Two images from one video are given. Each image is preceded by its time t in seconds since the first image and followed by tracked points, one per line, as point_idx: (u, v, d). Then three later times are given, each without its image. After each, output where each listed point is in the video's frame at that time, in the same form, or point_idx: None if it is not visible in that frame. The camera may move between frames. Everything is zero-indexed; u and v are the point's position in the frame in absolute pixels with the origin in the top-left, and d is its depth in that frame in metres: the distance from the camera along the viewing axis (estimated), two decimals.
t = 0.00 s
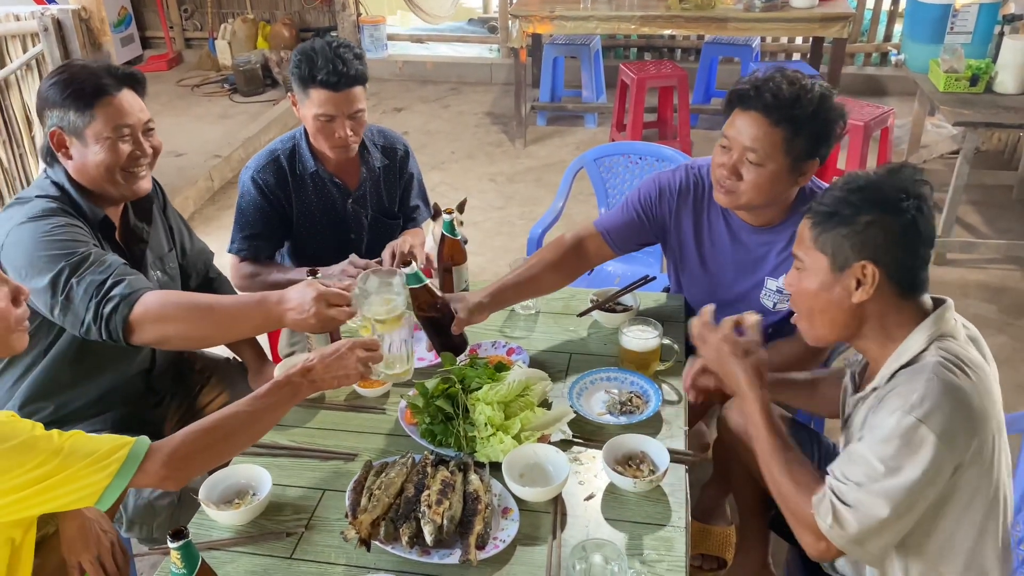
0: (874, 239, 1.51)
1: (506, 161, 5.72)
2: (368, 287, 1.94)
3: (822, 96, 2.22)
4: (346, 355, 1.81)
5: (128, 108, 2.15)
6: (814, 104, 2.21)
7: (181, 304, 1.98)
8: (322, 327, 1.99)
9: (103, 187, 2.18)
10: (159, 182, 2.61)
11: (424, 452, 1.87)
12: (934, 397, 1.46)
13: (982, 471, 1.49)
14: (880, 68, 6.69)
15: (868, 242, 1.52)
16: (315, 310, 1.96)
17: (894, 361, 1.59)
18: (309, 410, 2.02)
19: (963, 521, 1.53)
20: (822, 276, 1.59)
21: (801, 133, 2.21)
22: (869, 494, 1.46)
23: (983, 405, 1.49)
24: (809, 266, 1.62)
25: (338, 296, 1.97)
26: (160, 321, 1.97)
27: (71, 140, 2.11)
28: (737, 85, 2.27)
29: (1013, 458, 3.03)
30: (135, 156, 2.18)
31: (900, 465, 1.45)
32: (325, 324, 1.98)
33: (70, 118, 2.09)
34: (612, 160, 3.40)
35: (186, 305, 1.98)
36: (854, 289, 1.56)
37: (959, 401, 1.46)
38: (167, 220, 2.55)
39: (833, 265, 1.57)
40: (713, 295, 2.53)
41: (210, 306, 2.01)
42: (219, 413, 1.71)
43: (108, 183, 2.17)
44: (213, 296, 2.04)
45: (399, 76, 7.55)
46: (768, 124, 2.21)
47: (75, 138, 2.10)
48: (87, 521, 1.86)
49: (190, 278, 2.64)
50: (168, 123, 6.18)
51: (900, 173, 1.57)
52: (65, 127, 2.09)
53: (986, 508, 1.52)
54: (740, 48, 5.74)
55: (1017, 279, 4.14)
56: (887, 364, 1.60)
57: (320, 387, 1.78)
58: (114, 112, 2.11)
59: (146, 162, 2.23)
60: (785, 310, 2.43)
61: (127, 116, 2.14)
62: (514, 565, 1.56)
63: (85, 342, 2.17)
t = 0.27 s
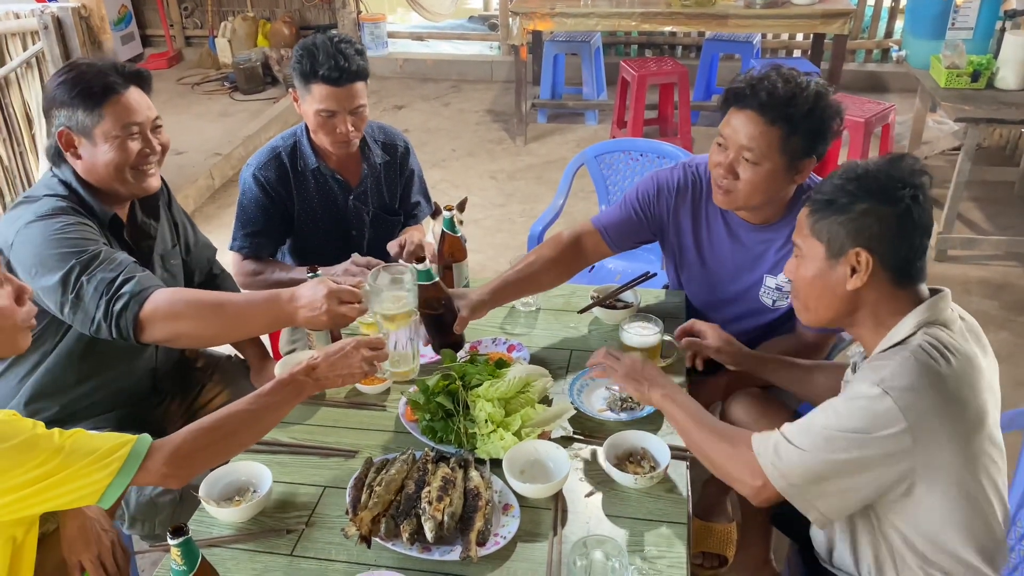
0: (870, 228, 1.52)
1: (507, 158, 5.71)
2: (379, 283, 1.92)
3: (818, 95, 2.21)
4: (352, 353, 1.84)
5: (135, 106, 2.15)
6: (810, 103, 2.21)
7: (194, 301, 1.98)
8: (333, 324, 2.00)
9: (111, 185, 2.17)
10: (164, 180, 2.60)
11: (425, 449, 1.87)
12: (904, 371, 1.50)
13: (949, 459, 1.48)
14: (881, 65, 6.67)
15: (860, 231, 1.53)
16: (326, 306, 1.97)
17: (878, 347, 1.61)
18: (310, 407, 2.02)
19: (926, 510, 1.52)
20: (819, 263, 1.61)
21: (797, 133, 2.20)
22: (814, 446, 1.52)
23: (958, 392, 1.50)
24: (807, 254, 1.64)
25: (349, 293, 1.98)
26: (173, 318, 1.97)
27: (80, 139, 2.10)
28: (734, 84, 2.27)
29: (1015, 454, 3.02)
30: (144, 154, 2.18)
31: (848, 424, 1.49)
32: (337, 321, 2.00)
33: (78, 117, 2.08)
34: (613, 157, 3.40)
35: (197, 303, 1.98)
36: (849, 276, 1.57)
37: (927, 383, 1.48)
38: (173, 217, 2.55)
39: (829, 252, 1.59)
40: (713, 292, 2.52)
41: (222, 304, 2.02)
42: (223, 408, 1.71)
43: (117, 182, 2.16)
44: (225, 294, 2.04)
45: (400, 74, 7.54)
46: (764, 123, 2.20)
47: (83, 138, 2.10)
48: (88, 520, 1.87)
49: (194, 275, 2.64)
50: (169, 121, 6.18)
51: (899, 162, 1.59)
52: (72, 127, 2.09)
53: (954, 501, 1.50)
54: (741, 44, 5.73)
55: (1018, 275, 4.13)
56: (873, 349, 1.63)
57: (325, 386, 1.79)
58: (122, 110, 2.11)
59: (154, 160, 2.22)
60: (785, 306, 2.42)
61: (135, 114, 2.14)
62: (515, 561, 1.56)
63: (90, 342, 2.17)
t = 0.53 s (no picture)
0: (880, 225, 1.52)
1: (508, 156, 5.70)
2: (388, 282, 1.90)
3: (822, 90, 2.21)
4: (357, 353, 1.83)
5: (137, 105, 2.15)
6: (815, 98, 2.20)
7: (200, 297, 1.98)
8: (341, 322, 1.99)
9: (115, 184, 2.18)
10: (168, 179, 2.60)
11: (427, 446, 1.87)
12: (905, 368, 1.50)
13: (947, 456, 1.48)
14: (882, 62, 6.67)
15: (873, 229, 1.53)
16: (335, 304, 1.95)
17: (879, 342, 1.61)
18: (312, 405, 2.02)
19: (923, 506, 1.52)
20: (827, 259, 1.60)
21: (801, 128, 2.20)
22: (811, 440, 1.52)
23: (959, 389, 1.50)
24: (813, 249, 1.63)
25: (358, 292, 1.97)
26: (179, 313, 1.96)
27: (82, 139, 2.10)
28: (738, 79, 2.27)
29: (1016, 451, 3.02)
30: (145, 152, 2.17)
31: (850, 420, 1.49)
32: (344, 318, 1.98)
33: (79, 117, 2.08)
34: (614, 154, 3.39)
35: (204, 298, 1.98)
36: (858, 273, 1.57)
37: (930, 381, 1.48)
38: (176, 214, 2.55)
39: (838, 249, 1.58)
40: (715, 287, 2.52)
41: (230, 301, 2.01)
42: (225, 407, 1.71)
43: (119, 180, 2.16)
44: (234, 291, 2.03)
45: (401, 71, 7.53)
46: (769, 118, 2.20)
47: (85, 137, 2.10)
48: (90, 519, 1.87)
49: (197, 274, 2.64)
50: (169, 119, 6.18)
51: (905, 158, 1.58)
52: (74, 127, 2.09)
53: (949, 497, 1.50)
54: (742, 42, 5.73)
55: (1020, 272, 4.12)
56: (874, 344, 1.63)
57: (330, 385, 1.80)
58: (123, 109, 2.11)
59: (157, 159, 2.22)
60: (787, 303, 2.42)
61: (136, 113, 2.14)
62: (516, 558, 1.56)
63: (94, 342, 2.19)
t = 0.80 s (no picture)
0: (903, 232, 1.50)
1: (508, 153, 5.70)
2: (397, 275, 1.92)
3: (827, 85, 2.21)
4: (360, 349, 1.82)
5: (136, 104, 2.14)
6: (821, 93, 2.20)
7: (208, 289, 1.98)
8: (349, 316, 2.00)
9: (114, 184, 2.18)
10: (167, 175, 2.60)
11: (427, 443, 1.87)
12: (938, 396, 1.45)
13: (980, 465, 1.48)
14: (884, 59, 6.66)
15: (893, 236, 1.51)
16: (342, 297, 1.97)
17: (891, 354, 1.59)
18: (312, 402, 2.02)
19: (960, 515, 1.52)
20: (842, 263, 1.59)
21: (808, 122, 2.20)
22: (869, 495, 1.45)
23: (985, 397, 1.48)
24: (826, 250, 1.63)
25: (366, 285, 1.99)
26: (186, 306, 1.97)
27: (81, 137, 2.10)
28: (744, 73, 2.26)
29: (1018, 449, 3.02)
30: (145, 152, 2.17)
31: (893, 449, 1.44)
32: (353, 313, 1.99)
33: (78, 115, 2.08)
34: (615, 151, 3.39)
35: (209, 291, 1.98)
36: (874, 279, 1.56)
37: (961, 394, 1.46)
38: (176, 211, 2.55)
39: (854, 255, 1.57)
40: (718, 282, 2.52)
41: (237, 294, 2.02)
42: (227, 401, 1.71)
43: (118, 179, 2.16)
44: (241, 285, 2.05)
45: (401, 68, 7.53)
46: (776, 112, 2.19)
47: (83, 136, 2.10)
48: (91, 517, 1.86)
49: (197, 270, 2.64)
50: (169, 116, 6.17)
51: (923, 161, 1.54)
52: (72, 125, 2.09)
53: (979, 501, 1.52)
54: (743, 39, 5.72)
55: (1022, 269, 4.12)
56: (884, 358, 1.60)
57: (331, 379, 1.80)
58: (122, 107, 2.11)
59: (156, 158, 2.22)
60: (791, 298, 2.43)
61: (136, 111, 2.13)
62: (516, 555, 1.56)
63: (97, 340, 2.19)
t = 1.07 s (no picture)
0: (938, 252, 1.43)
1: (509, 150, 5.69)
2: (399, 270, 1.91)
3: (833, 79, 2.20)
4: (363, 344, 1.82)
5: (138, 103, 2.13)
6: (825, 88, 2.19)
7: (210, 281, 1.98)
8: (350, 309, 1.99)
9: (114, 182, 2.17)
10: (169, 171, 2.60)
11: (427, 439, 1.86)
12: (977, 428, 1.39)
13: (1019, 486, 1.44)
14: (886, 56, 6.65)
15: (929, 256, 1.44)
16: (344, 293, 1.96)
17: (916, 378, 1.53)
18: (312, 398, 2.02)
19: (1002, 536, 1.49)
20: (869, 281, 1.53)
21: (812, 116, 2.19)
22: (933, 543, 1.41)
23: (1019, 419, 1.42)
24: (850, 263, 1.56)
25: (369, 280, 1.97)
26: (188, 299, 1.96)
27: (82, 135, 2.09)
28: (748, 68, 2.25)
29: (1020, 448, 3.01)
30: (146, 152, 2.16)
31: (937, 493, 1.40)
32: (354, 307, 1.99)
33: (80, 113, 2.07)
34: (616, 148, 3.38)
35: (211, 283, 1.97)
36: (903, 298, 1.51)
37: (997, 423, 1.40)
38: (176, 208, 2.55)
39: (885, 273, 1.50)
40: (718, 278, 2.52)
41: (238, 287, 2.01)
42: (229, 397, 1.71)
43: (119, 178, 2.16)
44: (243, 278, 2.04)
45: (402, 65, 7.52)
46: (780, 106, 2.19)
47: (84, 133, 2.09)
48: (92, 513, 1.86)
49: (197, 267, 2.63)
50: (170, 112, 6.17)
51: (962, 178, 1.43)
52: (73, 122, 2.08)
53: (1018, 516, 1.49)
54: (744, 36, 5.71)
55: (1023, 267, 4.11)
56: (907, 383, 1.55)
57: (333, 377, 1.80)
58: (124, 106, 2.10)
59: (158, 159, 2.21)
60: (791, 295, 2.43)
61: (139, 111, 2.13)
62: (516, 552, 1.55)
63: (98, 337, 2.19)
